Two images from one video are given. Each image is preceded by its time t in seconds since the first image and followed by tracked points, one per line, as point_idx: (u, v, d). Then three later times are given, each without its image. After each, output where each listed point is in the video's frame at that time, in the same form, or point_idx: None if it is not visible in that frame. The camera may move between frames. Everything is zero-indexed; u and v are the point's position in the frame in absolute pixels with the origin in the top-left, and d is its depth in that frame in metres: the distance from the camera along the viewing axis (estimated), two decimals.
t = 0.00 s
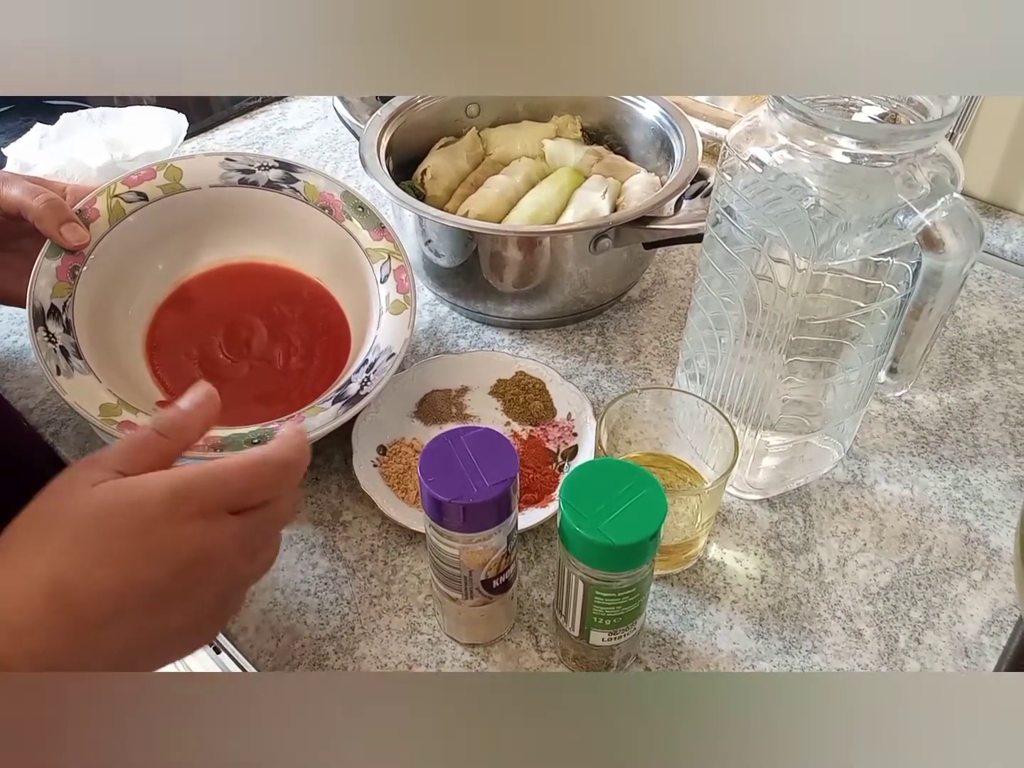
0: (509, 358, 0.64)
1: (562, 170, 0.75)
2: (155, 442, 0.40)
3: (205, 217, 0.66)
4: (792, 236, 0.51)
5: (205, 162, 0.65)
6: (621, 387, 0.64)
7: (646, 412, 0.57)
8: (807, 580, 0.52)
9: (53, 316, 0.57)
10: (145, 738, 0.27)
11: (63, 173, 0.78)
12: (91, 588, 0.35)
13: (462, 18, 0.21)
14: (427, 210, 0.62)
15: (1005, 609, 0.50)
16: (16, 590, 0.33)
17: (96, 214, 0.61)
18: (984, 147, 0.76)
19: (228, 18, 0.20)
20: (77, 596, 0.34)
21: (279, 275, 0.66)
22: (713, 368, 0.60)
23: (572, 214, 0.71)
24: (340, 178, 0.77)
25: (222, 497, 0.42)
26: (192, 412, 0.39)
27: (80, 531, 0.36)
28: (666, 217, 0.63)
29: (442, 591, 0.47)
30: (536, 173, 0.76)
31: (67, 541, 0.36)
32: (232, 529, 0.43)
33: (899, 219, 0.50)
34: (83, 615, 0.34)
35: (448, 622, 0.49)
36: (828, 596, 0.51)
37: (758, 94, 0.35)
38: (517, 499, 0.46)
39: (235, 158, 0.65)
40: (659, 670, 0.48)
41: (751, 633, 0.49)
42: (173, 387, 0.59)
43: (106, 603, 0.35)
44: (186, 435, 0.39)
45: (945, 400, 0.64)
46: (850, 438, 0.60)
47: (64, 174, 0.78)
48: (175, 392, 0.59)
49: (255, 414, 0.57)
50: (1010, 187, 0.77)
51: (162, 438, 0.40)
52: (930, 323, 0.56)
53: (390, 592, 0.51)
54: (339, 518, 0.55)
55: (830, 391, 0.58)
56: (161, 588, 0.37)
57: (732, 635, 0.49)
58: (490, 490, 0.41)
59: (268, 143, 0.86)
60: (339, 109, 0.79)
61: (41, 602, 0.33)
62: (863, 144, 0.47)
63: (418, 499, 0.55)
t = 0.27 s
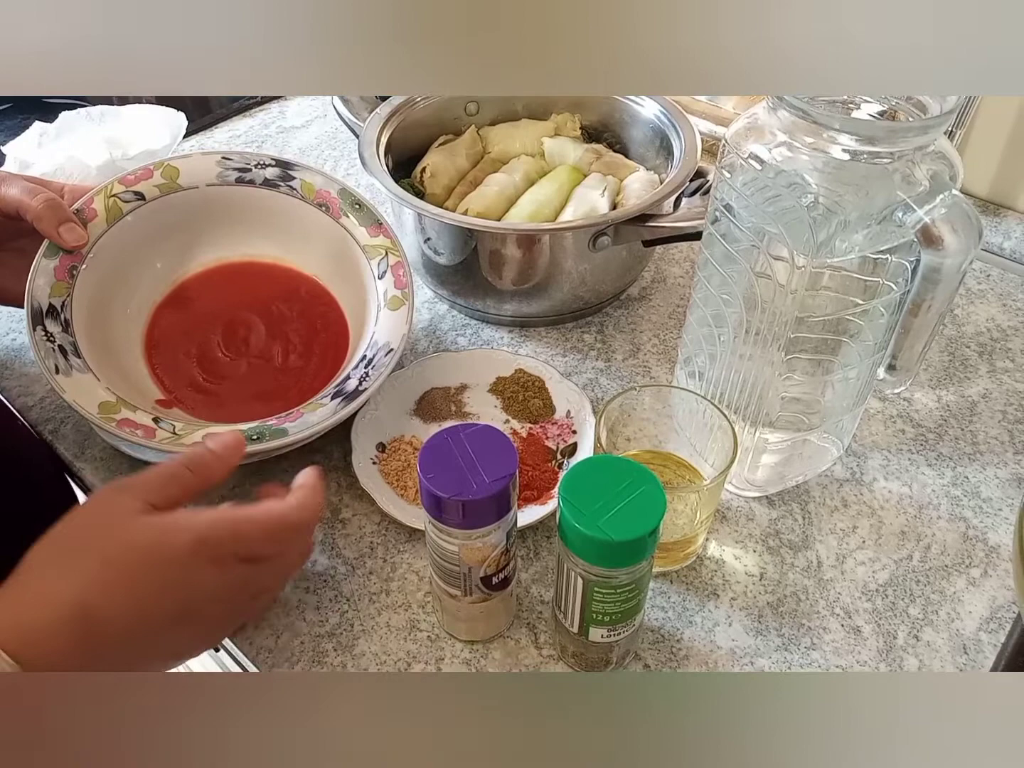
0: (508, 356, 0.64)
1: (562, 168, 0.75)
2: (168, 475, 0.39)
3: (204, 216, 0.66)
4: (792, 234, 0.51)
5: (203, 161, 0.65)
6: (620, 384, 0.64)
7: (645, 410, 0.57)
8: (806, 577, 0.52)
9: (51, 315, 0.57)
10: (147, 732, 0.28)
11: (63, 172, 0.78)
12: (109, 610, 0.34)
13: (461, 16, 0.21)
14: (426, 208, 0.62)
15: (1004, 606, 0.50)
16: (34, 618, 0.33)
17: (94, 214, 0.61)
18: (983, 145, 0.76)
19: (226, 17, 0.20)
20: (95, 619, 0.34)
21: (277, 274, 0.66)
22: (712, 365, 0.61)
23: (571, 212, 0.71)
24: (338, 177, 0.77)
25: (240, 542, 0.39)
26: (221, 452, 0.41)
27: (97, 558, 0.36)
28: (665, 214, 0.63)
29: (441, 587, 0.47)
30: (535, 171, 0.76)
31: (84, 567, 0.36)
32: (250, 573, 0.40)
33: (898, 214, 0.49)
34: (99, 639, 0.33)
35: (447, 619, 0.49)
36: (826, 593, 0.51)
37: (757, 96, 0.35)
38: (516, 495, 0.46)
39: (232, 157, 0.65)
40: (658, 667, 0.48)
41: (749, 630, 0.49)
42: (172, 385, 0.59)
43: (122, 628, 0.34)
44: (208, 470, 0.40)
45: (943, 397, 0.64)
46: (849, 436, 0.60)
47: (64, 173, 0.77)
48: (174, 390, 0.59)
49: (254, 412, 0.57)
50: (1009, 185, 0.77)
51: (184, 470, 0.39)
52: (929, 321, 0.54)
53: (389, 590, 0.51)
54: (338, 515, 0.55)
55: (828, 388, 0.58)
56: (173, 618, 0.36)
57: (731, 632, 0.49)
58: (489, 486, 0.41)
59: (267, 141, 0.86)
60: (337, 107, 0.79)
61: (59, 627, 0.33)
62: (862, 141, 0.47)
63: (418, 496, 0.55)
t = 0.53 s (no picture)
0: (506, 355, 0.64)
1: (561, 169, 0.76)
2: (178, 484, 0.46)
3: (200, 217, 0.65)
4: (789, 232, 0.51)
5: (200, 161, 0.65)
6: (618, 383, 0.64)
7: (642, 408, 0.57)
8: (803, 576, 0.52)
9: (48, 315, 0.57)
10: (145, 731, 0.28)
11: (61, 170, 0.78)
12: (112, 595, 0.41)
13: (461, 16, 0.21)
14: (424, 208, 0.62)
15: (1001, 604, 0.49)
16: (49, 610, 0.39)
17: (90, 214, 0.62)
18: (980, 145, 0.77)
19: (224, 18, 0.20)
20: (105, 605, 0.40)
21: (275, 273, 0.66)
22: (709, 364, 0.61)
23: (569, 211, 0.71)
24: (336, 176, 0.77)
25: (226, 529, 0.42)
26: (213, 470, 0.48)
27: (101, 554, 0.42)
28: (664, 213, 0.63)
29: (439, 585, 0.47)
30: (533, 169, 0.78)
31: (93, 563, 0.42)
32: (232, 559, 0.42)
33: (896, 213, 0.49)
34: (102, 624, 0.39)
35: (445, 617, 0.49)
36: (824, 592, 0.51)
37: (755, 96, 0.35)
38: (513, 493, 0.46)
39: (228, 157, 0.66)
40: (655, 665, 0.47)
41: (747, 629, 0.49)
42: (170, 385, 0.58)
43: (124, 624, 0.40)
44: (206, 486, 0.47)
45: (940, 397, 0.64)
46: (846, 435, 0.60)
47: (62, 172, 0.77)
48: (172, 390, 0.58)
49: (252, 411, 0.57)
50: (1006, 185, 0.77)
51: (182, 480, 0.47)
52: (925, 317, 0.56)
53: (387, 588, 0.52)
54: (336, 514, 0.55)
55: (825, 387, 0.58)
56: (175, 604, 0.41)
57: (728, 630, 0.49)
58: (487, 484, 0.41)
59: (266, 141, 0.86)
60: (336, 106, 0.79)
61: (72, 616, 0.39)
62: (860, 139, 0.47)
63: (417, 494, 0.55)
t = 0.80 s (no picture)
0: (505, 356, 0.64)
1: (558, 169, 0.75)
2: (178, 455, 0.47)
3: (199, 219, 0.66)
4: (787, 233, 0.51)
5: (198, 162, 0.65)
6: (617, 384, 0.65)
7: (641, 409, 0.57)
8: (802, 576, 0.52)
9: (48, 316, 0.57)
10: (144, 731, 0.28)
11: (60, 171, 0.77)
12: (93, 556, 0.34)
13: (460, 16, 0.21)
14: (423, 209, 0.62)
15: (999, 605, 0.50)
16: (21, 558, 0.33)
17: (89, 216, 0.61)
18: (978, 146, 0.77)
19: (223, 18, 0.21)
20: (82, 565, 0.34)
21: (272, 274, 0.67)
22: (708, 366, 0.61)
23: (568, 212, 0.71)
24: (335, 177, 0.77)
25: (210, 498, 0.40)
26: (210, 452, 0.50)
27: None
28: (662, 214, 0.64)
29: (438, 587, 0.47)
30: (532, 171, 0.77)
31: None
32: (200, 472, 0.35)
33: (893, 214, 0.49)
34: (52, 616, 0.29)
35: (444, 617, 0.49)
36: (823, 592, 0.51)
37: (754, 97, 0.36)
38: (512, 494, 0.46)
39: (227, 159, 0.65)
40: (654, 666, 0.48)
41: (746, 629, 0.49)
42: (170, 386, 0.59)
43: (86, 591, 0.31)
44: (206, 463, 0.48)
45: (939, 397, 0.64)
46: (845, 435, 0.60)
47: (61, 172, 0.77)
48: (172, 391, 0.59)
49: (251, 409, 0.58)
50: (1004, 186, 0.78)
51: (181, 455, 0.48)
52: (922, 320, 0.55)
53: (386, 589, 0.51)
54: (335, 515, 0.55)
55: (824, 387, 0.58)
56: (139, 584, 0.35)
57: (727, 630, 0.49)
58: (485, 485, 0.41)
59: (264, 142, 0.86)
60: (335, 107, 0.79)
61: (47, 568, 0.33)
62: (857, 141, 0.47)
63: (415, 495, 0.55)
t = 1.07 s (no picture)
0: (504, 355, 0.64)
1: (557, 168, 0.75)
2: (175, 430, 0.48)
3: (198, 219, 0.66)
4: (787, 232, 0.51)
5: (196, 163, 0.65)
6: (616, 383, 0.65)
7: (640, 408, 0.57)
8: (800, 575, 0.52)
9: (47, 315, 0.57)
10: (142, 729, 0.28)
11: (59, 169, 0.77)
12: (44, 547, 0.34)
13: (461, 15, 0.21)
14: (422, 207, 0.62)
15: (997, 604, 0.51)
16: None
17: (88, 215, 0.61)
18: (977, 146, 0.77)
19: (222, 17, 0.21)
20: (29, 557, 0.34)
21: (272, 273, 0.67)
22: (707, 365, 0.61)
23: (567, 211, 0.71)
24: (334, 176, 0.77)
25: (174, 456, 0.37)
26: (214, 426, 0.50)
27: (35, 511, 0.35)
28: (661, 214, 0.64)
29: (437, 585, 0.47)
30: (531, 170, 0.77)
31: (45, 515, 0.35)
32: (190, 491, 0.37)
33: (892, 213, 0.49)
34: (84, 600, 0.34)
35: (442, 616, 0.49)
36: (821, 591, 0.51)
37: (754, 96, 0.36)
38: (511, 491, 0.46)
39: (225, 159, 0.66)
40: (652, 664, 0.48)
41: (744, 627, 0.49)
42: (169, 385, 0.59)
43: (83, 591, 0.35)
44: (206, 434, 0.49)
45: (937, 396, 0.64)
46: (844, 434, 0.60)
47: (60, 170, 0.77)
48: (170, 390, 0.59)
49: (250, 408, 0.58)
50: (1003, 185, 0.78)
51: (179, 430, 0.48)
52: (920, 319, 0.55)
53: (384, 588, 0.51)
54: (334, 513, 0.55)
55: (823, 387, 0.58)
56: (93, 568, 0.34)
57: (725, 629, 0.49)
58: (484, 484, 0.41)
59: (264, 141, 0.86)
60: (335, 106, 0.79)
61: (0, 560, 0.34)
62: (856, 140, 0.47)
63: (413, 494, 0.55)
